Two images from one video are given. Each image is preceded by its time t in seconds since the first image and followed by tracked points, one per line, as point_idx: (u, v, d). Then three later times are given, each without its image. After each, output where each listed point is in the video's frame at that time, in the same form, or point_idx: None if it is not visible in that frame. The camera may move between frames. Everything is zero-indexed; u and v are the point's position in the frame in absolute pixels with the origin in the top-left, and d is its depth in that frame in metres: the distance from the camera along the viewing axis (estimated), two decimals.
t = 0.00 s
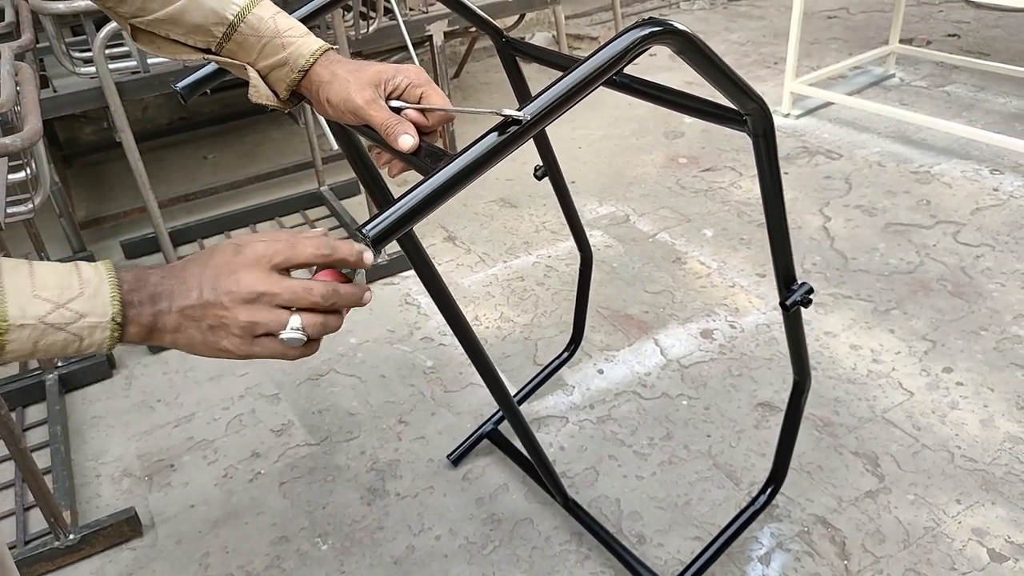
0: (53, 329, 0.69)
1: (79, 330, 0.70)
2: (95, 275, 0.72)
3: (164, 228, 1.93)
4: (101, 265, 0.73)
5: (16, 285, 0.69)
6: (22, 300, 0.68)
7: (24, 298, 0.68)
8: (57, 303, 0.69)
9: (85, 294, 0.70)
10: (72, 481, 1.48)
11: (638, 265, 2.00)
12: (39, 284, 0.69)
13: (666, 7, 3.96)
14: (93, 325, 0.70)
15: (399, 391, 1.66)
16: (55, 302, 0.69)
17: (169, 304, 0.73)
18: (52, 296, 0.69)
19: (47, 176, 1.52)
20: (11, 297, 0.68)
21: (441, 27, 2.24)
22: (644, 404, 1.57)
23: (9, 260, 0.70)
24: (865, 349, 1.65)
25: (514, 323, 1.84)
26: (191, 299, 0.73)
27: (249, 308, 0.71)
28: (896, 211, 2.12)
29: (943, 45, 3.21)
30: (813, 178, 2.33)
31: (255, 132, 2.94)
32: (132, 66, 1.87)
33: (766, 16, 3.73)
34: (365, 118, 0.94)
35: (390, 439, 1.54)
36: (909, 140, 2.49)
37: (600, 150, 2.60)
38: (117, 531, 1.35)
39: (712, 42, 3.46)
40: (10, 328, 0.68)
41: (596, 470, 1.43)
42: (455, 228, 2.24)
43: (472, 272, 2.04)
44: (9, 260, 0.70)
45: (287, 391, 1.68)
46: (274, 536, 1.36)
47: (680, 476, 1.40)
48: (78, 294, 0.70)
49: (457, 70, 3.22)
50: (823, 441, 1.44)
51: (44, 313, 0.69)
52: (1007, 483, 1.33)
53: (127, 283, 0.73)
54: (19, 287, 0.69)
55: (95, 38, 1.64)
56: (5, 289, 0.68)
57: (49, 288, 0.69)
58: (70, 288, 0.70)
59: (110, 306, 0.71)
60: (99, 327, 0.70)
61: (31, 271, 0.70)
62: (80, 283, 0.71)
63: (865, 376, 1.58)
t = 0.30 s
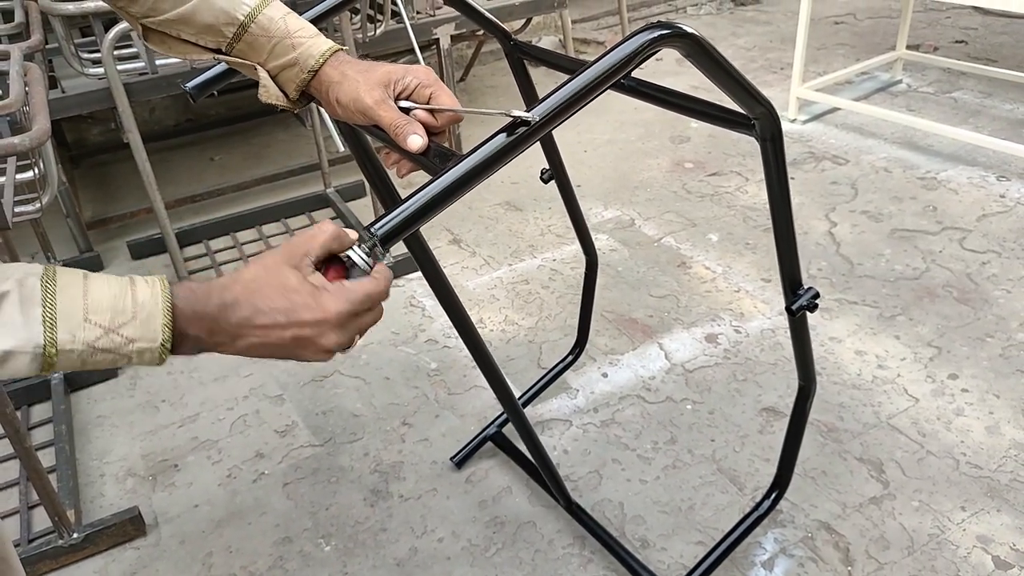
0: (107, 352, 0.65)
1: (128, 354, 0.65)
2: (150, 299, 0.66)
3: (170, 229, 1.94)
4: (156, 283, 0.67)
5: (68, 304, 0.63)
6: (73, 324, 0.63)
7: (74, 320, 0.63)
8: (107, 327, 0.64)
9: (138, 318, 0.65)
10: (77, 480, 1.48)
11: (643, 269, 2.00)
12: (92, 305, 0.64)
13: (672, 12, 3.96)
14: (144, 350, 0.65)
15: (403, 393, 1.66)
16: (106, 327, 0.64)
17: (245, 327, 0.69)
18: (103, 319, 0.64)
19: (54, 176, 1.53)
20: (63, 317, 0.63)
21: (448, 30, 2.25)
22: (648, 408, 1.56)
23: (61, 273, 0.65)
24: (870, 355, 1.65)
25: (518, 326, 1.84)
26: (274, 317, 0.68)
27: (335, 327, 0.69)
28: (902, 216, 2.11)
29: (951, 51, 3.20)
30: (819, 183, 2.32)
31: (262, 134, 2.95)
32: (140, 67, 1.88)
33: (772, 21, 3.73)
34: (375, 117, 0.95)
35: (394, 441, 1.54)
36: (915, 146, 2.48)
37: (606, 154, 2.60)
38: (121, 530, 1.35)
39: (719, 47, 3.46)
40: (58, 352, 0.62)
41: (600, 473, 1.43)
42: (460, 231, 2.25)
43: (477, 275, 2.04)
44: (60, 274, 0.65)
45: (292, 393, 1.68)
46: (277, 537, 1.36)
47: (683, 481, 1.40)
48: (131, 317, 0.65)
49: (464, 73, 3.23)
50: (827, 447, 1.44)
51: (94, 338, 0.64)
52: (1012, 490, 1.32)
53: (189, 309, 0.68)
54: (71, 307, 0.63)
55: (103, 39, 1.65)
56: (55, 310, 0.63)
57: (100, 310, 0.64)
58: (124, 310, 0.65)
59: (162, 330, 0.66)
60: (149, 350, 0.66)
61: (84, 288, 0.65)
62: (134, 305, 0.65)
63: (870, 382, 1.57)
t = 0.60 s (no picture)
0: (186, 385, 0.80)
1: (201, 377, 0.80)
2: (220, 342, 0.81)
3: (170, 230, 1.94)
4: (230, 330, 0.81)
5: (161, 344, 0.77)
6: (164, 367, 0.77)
7: (166, 370, 0.77)
8: (192, 374, 0.79)
9: (216, 366, 0.80)
10: (77, 481, 1.48)
11: (644, 268, 2.00)
12: (182, 357, 0.78)
13: (673, 12, 3.96)
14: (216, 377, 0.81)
15: (404, 393, 1.66)
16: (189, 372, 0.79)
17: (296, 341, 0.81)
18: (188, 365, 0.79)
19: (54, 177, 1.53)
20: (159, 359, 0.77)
21: (448, 30, 2.25)
22: (648, 408, 1.56)
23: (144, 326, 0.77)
24: (871, 354, 1.64)
25: (519, 326, 1.84)
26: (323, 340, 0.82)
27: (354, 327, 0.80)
28: (903, 216, 2.11)
29: (951, 50, 3.20)
30: (820, 183, 2.32)
31: (262, 134, 2.95)
32: (140, 68, 1.87)
33: (773, 21, 3.73)
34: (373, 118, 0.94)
35: (395, 441, 1.54)
36: (916, 145, 2.48)
37: (607, 154, 2.60)
38: (122, 531, 1.35)
39: (719, 47, 3.46)
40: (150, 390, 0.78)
41: (600, 474, 1.43)
42: (461, 231, 2.25)
43: (477, 275, 2.04)
44: (156, 322, 0.78)
45: (292, 393, 1.68)
46: (278, 537, 1.36)
47: (684, 481, 1.40)
48: (209, 366, 0.80)
49: (464, 73, 3.23)
50: (829, 447, 1.43)
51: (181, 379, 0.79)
52: (1014, 489, 1.32)
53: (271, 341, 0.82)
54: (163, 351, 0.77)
55: (103, 40, 1.65)
56: (152, 362, 0.77)
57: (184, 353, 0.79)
58: (206, 361, 0.79)
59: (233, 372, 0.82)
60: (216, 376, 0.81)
61: (176, 338, 0.78)
62: (215, 355, 0.80)
63: (871, 382, 1.57)
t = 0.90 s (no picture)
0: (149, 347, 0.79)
1: (41, 275, 0.65)
2: (47, 217, 0.66)
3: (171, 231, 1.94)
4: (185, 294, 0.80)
5: None
6: None
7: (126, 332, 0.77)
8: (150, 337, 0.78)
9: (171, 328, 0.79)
10: (78, 482, 1.48)
11: (645, 270, 2.00)
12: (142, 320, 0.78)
13: (674, 14, 3.97)
14: (54, 269, 0.65)
15: (405, 395, 1.66)
16: (8, 249, 0.64)
17: (128, 237, 0.69)
18: (7, 243, 0.64)
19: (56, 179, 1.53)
20: None
21: (449, 32, 2.25)
22: (649, 410, 1.56)
23: None
24: (872, 356, 1.64)
25: (520, 328, 1.84)
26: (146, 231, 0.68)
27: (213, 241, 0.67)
28: (904, 217, 2.11)
29: (953, 52, 3.20)
30: (821, 184, 2.32)
31: (264, 136, 2.96)
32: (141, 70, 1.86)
33: (774, 22, 3.73)
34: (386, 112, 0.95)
35: (396, 443, 1.54)
36: (917, 147, 2.48)
37: (608, 156, 2.60)
38: (122, 532, 1.35)
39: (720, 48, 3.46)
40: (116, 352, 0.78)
41: (601, 475, 1.43)
42: (462, 233, 2.25)
43: (478, 276, 2.04)
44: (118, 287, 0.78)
45: (293, 395, 1.68)
46: (278, 539, 1.36)
47: (686, 482, 1.40)
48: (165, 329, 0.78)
49: (466, 75, 3.23)
50: (829, 448, 1.43)
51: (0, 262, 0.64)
52: (1015, 492, 1.32)
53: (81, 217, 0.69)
54: None
55: (105, 42, 1.65)
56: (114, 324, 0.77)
57: None
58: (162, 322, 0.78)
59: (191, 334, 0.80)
60: (60, 272, 0.66)
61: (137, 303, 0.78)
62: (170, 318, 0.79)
63: (872, 384, 1.57)
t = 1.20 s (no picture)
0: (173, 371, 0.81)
1: (131, 316, 0.71)
2: (148, 263, 0.73)
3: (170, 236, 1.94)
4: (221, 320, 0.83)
5: (73, 272, 0.70)
6: (77, 287, 0.70)
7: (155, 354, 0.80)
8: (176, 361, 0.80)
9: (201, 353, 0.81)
10: (76, 487, 1.48)
11: (643, 274, 2.00)
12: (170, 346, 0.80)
13: (673, 19, 3.98)
14: (144, 311, 0.72)
15: (403, 399, 1.66)
16: (109, 288, 0.70)
17: (211, 288, 0.74)
18: (106, 283, 0.71)
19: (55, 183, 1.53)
20: (68, 284, 0.70)
21: (448, 36, 2.25)
22: (648, 414, 1.56)
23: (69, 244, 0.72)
24: (871, 360, 1.64)
25: (518, 332, 1.84)
26: (227, 279, 0.73)
27: (279, 285, 0.70)
28: (902, 222, 2.11)
29: (951, 56, 3.20)
30: (819, 189, 2.32)
31: (263, 140, 2.96)
32: (140, 74, 1.87)
33: (773, 27, 3.74)
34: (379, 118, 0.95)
35: (394, 447, 1.54)
36: (915, 151, 2.49)
37: (607, 160, 2.60)
38: (120, 537, 1.35)
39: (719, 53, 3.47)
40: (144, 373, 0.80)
41: (600, 480, 1.43)
42: (460, 237, 2.25)
43: (477, 280, 2.04)
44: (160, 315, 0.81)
45: (291, 399, 1.68)
46: (276, 543, 1.36)
47: (684, 487, 1.40)
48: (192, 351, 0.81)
49: (464, 79, 3.24)
50: (828, 453, 1.43)
51: (99, 298, 0.70)
52: (1013, 496, 1.32)
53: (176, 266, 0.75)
54: (73, 273, 0.70)
55: (104, 47, 1.66)
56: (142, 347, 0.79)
57: (102, 275, 0.71)
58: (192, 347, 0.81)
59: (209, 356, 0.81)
60: (148, 314, 0.72)
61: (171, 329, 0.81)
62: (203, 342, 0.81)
63: (870, 388, 1.57)
